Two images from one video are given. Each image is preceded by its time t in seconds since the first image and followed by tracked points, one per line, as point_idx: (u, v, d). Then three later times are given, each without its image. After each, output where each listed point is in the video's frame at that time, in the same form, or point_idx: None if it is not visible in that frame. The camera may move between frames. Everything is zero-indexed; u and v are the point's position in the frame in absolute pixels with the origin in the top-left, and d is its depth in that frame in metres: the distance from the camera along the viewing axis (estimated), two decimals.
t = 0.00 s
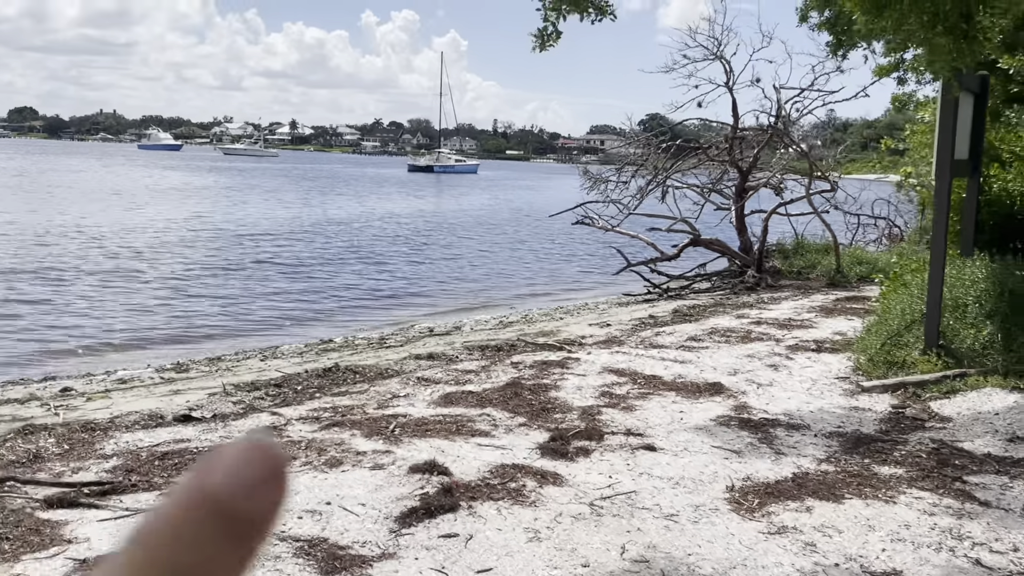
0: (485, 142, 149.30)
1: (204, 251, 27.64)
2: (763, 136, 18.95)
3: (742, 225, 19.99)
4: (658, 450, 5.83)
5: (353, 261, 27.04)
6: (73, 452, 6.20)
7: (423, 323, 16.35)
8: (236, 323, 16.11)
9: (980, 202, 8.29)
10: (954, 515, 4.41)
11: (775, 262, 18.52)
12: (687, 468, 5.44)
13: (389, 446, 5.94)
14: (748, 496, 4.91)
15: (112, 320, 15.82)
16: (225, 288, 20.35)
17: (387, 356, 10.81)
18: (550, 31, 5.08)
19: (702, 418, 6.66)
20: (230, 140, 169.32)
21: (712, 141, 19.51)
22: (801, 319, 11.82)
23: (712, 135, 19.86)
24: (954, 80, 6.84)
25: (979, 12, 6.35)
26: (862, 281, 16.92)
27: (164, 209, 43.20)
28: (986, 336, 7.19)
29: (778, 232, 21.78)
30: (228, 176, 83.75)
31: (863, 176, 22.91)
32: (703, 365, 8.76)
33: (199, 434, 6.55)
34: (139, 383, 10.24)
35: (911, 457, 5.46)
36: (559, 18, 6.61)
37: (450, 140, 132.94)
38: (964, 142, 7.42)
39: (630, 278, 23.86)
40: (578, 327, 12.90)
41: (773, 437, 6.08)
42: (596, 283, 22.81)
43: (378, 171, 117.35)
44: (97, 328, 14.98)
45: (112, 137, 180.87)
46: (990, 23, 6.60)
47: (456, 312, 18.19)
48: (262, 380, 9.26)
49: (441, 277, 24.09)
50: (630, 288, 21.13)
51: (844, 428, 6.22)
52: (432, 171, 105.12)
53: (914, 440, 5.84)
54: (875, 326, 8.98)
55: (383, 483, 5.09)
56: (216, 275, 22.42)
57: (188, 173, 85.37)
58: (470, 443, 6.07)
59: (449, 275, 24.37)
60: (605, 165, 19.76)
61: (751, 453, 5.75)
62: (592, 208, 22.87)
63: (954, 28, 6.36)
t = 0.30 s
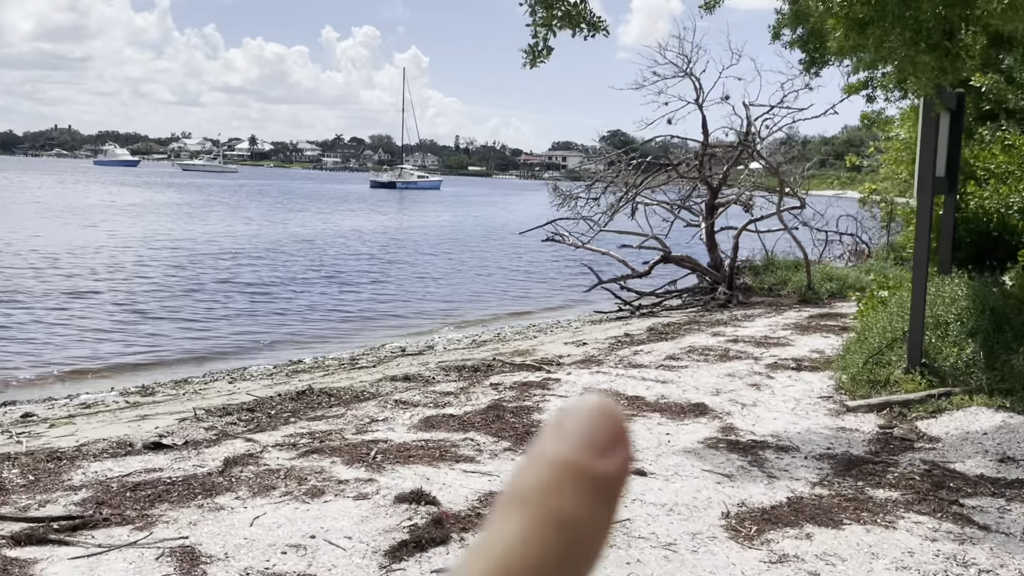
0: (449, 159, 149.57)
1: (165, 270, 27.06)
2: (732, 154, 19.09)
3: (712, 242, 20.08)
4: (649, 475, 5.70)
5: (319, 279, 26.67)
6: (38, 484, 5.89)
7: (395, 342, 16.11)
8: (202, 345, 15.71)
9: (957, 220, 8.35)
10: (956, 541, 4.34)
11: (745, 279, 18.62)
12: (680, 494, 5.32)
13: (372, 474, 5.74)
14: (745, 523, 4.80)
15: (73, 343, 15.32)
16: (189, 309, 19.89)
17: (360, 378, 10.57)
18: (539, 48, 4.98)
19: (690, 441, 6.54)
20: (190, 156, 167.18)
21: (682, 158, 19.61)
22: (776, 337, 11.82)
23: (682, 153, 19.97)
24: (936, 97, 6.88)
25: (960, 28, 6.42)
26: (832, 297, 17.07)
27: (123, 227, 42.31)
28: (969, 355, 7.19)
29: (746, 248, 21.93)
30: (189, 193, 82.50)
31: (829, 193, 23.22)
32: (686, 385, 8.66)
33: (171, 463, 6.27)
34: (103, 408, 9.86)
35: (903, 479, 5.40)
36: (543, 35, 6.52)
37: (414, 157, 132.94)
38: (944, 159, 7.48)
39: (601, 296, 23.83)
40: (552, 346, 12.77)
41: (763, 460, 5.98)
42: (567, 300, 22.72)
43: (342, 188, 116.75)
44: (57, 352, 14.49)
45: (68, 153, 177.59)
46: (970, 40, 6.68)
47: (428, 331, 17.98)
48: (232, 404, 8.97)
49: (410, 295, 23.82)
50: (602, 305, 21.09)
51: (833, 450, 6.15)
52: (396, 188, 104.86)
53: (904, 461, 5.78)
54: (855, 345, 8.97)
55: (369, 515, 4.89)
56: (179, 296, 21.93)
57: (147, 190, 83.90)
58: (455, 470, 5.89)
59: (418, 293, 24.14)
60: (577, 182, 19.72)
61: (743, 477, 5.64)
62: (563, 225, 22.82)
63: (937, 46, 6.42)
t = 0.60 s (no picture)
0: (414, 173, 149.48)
1: (130, 289, 26.45)
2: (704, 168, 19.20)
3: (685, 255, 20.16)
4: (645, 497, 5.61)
5: (289, 296, 26.26)
6: (11, 516, 5.63)
7: (369, 360, 15.87)
8: (171, 366, 15.34)
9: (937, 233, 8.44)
10: (962, 565, 4.31)
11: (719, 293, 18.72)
12: (678, 517, 5.23)
13: (362, 500, 5.57)
14: (749, 546, 4.72)
15: (36, 366, 14.86)
16: (156, 329, 19.43)
17: (339, 399, 10.35)
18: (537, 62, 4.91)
19: (682, 461, 6.47)
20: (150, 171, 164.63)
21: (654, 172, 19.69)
22: (756, 352, 11.83)
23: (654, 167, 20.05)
24: (921, 112, 6.91)
25: (945, 43, 6.47)
26: (806, 310, 17.22)
27: (83, 243, 41.37)
28: (954, 369, 7.23)
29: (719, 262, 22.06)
30: (150, 208, 81.07)
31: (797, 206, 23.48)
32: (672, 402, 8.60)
33: (150, 492, 6.04)
34: (71, 432, 9.52)
35: (902, 498, 5.36)
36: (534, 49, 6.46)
37: (379, 171, 132.47)
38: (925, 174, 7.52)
39: (574, 310, 23.78)
40: (531, 363, 12.65)
41: (759, 480, 5.92)
42: (541, 315, 22.65)
43: (307, 203, 115.85)
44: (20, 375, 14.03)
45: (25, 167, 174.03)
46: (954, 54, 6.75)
47: (402, 348, 17.75)
48: (208, 428, 8.70)
49: (381, 311, 23.57)
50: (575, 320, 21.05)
51: (828, 469, 6.11)
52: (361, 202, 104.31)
53: (899, 479, 5.77)
54: (838, 360, 9.00)
55: (364, 545, 4.73)
56: (144, 315, 21.44)
57: (106, 205, 82.25)
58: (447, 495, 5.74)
59: (390, 310, 23.88)
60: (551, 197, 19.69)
61: (741, 498, 5.57)
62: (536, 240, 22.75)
63: (922, 61, 6.42)
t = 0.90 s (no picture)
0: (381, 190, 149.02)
1: (92, 311, 25.77)
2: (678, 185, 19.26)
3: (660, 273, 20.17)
4: (642, 524, 5.47)
5: (258, 317, 25.79)
6: None
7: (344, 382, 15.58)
8: (137, 390, 14.90)
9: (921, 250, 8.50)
10: None
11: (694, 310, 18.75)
12: (678, 546, 5.10)
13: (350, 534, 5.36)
14: None
15: None
16: (122, 353, 18.91)
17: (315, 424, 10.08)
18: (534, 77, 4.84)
19: (676, 485, 6.34)
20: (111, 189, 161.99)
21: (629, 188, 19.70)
22: (736, 370, 11.80)
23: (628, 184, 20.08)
24: (908, 130, 6.98)
25: (932, 59, 6.52)
26: (781, 327, 17.29)
27: (42, 264, 40.37)
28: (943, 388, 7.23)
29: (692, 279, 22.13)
30: (110, 227, 79.58)
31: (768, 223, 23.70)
32: (658, 423, 8.49)
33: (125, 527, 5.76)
34: (35, 462, 9.13)
35: (902, 521, 5.29)
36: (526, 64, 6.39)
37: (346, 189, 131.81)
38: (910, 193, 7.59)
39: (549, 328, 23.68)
40: (509, 383, 12.48)
41: (756, 505, 5.81)
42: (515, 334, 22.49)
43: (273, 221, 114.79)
44: None
45: None
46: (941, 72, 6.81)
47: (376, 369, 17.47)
48: (182, 457, 8.40)
49: (352, 331, 23.23)
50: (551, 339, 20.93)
51: (823, 492, 6.01)
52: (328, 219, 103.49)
53: (897, 501, 5.69)
54: (823, 379, 8.98)
55: None
56: (108, 338, 20.87)
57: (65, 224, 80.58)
58: (438, 525, 5.55)
59: (362, 330, 23.56)
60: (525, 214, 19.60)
61: (739, 524, 5.46)
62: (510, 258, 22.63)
63: (911, 77, 6.48)
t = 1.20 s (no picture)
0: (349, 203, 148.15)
1: (57, 328, 25.14)
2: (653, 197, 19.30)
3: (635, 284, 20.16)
4: (639, 542, 5.35)
5: (228, 333, 25.35)
6: None
7: (319, 398, 15.31)
8: (106, 408, 14.51)
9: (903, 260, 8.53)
10: None
11: (670, 321, 18.74)
12: (677, 564, 4.98)
13: (340, 556, 5.19)
14: None
15: None
16: (88, 371, 18.44)
17: (294, 441, 9.84)
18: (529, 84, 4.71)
19: (669, 500, 6.23)
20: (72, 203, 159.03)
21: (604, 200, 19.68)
22: (716, 382, 11.76)
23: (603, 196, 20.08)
24: (894, 138, 6.96)
25: (918, 68, 6.53)
26: (757, 338, 17.33)
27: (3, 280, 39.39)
28: (931, 398, 7.23)
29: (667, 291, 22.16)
30: (72, 242, 78.04)
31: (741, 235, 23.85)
32: (645, 437, 8.40)
33: (103, 552, 5.52)
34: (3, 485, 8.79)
35: (902, 535, 5.22)
36: (517, 71, 6.29)
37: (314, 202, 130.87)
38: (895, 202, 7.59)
39: (524, 341, 23.56)
40: (489, 398, 12.32)
41: (752, 520, 5.72)
42: (490, 347, 22.33)
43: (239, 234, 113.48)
44: None
45: None
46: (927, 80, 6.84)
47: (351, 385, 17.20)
48: (157, 478, 8.13)
49: (325, 347, 22.90)
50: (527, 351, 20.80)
51: (819, 505, 5.94)
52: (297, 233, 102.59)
53: (893, 515, 5.63)
54: (808, 390, 8.95)
55: None
56: (73, 356, 20.35)
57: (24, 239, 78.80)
58: (430, 545, 5.39)
59: (335, 345, 23.25)
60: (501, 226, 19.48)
61: (738, 539, 5.36)
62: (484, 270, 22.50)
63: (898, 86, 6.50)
